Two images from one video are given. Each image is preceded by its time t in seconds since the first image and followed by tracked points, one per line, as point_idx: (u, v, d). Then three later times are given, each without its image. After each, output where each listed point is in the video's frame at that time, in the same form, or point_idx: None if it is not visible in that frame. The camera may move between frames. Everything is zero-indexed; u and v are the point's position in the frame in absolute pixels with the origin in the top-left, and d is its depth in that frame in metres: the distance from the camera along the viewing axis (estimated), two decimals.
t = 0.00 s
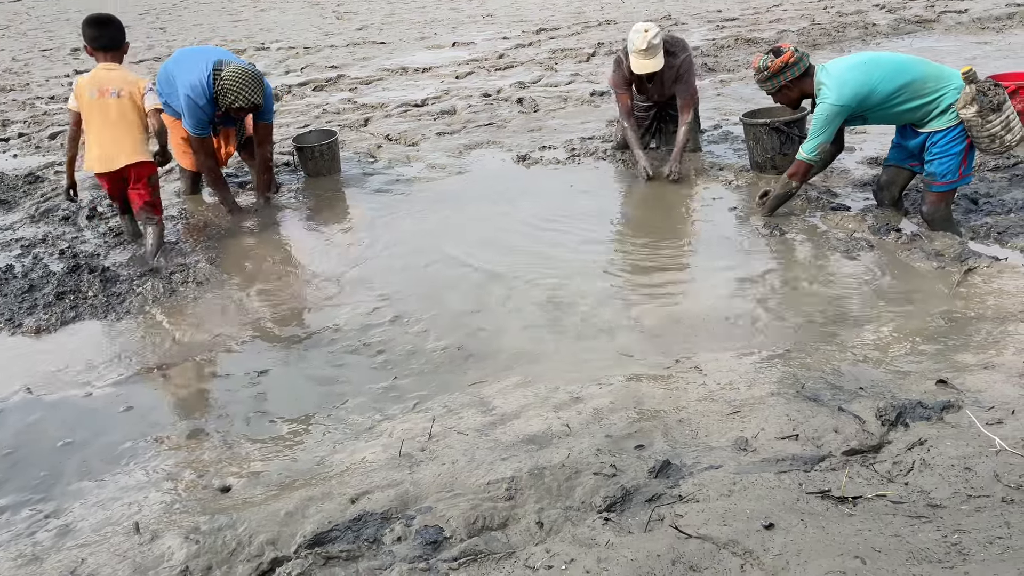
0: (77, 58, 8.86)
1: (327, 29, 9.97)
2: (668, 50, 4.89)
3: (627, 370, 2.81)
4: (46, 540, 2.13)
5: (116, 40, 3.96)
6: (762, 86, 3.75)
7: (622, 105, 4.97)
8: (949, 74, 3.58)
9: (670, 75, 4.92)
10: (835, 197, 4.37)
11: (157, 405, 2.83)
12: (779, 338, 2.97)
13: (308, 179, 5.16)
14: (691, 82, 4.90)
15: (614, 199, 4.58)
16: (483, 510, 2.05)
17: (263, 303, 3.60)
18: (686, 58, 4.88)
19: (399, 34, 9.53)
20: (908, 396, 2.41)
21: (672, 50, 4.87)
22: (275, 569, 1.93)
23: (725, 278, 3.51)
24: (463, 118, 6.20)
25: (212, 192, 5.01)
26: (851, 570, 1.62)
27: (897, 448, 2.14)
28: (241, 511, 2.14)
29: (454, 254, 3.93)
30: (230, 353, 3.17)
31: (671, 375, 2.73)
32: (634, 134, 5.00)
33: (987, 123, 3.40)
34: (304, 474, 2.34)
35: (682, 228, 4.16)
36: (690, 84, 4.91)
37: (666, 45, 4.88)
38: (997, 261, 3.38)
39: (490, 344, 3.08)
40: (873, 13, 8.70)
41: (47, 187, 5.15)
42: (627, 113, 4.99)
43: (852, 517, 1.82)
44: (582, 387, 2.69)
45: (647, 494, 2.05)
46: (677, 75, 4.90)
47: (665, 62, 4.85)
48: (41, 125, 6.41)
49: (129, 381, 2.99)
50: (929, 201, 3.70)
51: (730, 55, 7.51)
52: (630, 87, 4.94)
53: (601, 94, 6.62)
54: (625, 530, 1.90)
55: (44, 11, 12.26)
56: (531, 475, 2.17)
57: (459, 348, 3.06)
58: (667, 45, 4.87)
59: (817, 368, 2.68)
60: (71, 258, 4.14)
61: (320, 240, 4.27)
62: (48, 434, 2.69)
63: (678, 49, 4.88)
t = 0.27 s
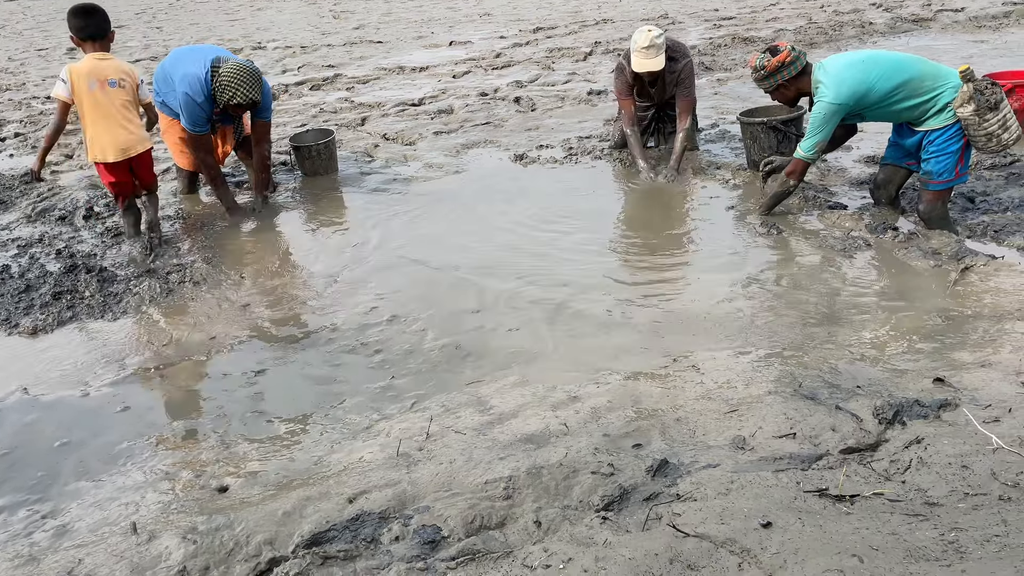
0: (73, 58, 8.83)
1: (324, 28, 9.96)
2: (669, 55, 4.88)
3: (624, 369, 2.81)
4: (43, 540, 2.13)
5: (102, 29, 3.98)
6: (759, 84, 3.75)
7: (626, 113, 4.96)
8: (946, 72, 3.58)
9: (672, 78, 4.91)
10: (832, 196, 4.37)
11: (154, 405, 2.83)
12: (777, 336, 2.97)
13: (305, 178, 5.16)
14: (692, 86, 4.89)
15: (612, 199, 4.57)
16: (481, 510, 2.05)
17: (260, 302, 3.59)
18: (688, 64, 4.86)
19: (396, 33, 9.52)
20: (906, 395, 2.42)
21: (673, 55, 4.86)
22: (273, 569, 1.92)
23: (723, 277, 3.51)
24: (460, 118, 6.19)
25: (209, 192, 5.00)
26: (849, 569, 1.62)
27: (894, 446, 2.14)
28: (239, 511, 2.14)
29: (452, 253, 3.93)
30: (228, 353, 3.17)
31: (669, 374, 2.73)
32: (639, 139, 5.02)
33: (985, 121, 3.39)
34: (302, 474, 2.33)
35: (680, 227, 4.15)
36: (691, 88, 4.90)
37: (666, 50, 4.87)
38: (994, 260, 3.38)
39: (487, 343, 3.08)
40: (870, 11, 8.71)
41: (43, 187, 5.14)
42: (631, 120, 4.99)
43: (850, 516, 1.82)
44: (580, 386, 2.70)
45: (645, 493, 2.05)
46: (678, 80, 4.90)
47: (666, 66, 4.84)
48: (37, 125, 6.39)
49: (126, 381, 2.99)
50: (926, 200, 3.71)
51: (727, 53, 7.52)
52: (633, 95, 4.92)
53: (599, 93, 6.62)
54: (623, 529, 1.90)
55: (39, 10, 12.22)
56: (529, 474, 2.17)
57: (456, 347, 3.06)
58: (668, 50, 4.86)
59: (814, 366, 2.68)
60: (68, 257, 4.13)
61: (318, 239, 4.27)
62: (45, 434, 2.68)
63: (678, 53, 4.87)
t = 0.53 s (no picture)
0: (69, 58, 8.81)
1: (321, 28, 9.94)
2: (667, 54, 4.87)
3: (621, 369, 2.81)
4: (40, 541, 2.13)
5: (110, 28, 4.11)
6: (757, 80, 3.73)
7: (624, 113, 4.95)
8: (943, 71, 3.58)
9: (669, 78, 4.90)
10: (829, 195, 4.38)
11: (151, 405, 2.83)
12: (775, 335, 2.97)
13: (302, 178, 5.15)
14: (690, 86, 4.88)
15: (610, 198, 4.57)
16: (479, 509, 2.05)
17: (257, 303, 3.58)
18: (686, 63, 4.85)
19: (393, 32, 9.51)
20: (903, 393, 2.42)
21: (672, 54, 4.85)
22: (271, 569, 1.92)
23: (720, 276, 3.51)
24: (457, 117, 6.19)
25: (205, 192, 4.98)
26: (846, 568, 1.62)
27: (892, 445, 2.15)
28: (237, 511, 2.14)
29: (450, 252, 3.92)
30: (224, 353, 3.16)
31: (666, 373, 2.74)
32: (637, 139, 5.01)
33: (982, 121, 3.41)
34: (299, 474, 2.33)
35: (678, 227, 4.15)
36: (689, 87, 4.88)
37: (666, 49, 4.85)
38: (990, 259, 3.39)
39: (485, 342, 3.08)
40: (867, 10, 8.72)
41: (40, 187, 5.12)
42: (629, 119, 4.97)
43: (847, 514, 1.83)
44: (577, 385, 2.70)
45: (643, 491, 2.05)
46: (676, 80, 4.88)
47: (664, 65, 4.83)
48: (33, 125, 6.38)
49: (123, 381, 2.98)
50: (922, 199, 3.72)
51: (724, 53, 7.52)
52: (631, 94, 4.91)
53: (596, 92, 6.62)
54: (621, 528, 1.90)
55: (35, 10, 12.18)
56: (526, 473, 2.17)
57: (454, 347, 3.06)
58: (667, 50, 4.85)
59: (811, 365, 2.68)
60: (65, 258, 4.12)
61: (316, 239, 4.27)
62: (42, 434, 2.68)
63: (677, 52, 4.86)
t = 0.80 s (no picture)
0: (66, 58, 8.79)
1: (318, 28, 9.93)
2: (666, 53, 4.91)
3: (619, 368, 2.81)
4: (38, 542, 2.12)
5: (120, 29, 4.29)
6: (756, 75, 3.71)
7: (622, 111, 4.97)
8: (942, 69, 3.58)
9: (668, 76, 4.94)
10: (826, 195, 4.38)
11: (148, 406, 2.82)
12: (772, 335, 2.98)
13: (300, 178, 5.15)
14: (688, 85, 4.93)
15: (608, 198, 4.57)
16: (477, 509, 2.05)
17: (255, 303, 3.58)
18: (684, 62, 4.90)
19: (390, 32, 9.51)
20: (900, 392, 2.43)
21: (671, 53, 4.89)
22: (269, 569, 1.92)
23: (718, 276, 3.51)
24: (455, 117, 6.19)
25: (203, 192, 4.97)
26: (844, 567, 1.62)
27: (889, 444, 2.15)
28: (234, 512, 2.13)
29: (448, 252, 3.92)
30: (222, 354, 3.16)
31: (664, 372, 2.74)
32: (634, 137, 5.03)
33: (980, 120, 3.42)
34: (297, 474, 2.33)
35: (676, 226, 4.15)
36: (687, 87, 4.93)
37: (665, 48, 4.90)
38: (987, 258, 3.40)
39: (483, 342, 3.08)
40: (864, 10, 8.73)
41: (36, 187, 5.12)
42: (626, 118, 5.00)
43: (845, 514, 1.83)
44: (575, 385, 2.70)
45: (641, 491, 2.05)
46: (675, 78, 4.93)
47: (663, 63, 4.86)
48: (30, 125, 6.37)
49: (121, 382, 2.98)
50: (920, 198, 3.72)
51: (722, 52, 7.53)
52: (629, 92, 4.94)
53: (594, 92, 6.62)
54: (619, 528, 1.90)
55: (31, 10, 12.16)
56: (525, 473, 2.17)
57: (452, 347, 3.06)
58: (665, 49, 4.89)
59: (809, 365, 2.68)
60: (62, 258, 4.11)
61: (314, 239, 4.26)
62: (39, 435, 2.67)
63: (675, 52, 4.90)
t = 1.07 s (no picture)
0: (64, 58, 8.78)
1: (316, 28, 9.93)
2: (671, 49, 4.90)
3: (617, 369, 2.81)
4: (35, 543, 2.12)
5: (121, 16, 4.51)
6: (757, 74, 3.70)
7: (621, 105, 4.97)
8: (943, 69, 3.59)
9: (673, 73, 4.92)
10: (824, 194, 4.39)
11: (146, 406, 2.82)
12: (770, 335, 2.98)
13: (298, 178, 5.14)
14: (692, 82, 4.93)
15: (606, 198, 4.58)
16: (475, 510, 2.05)
17: (252, 303, 3.58)
18: (690, 59, 4.89)
19: (388, 33, 9.51)
20: (898, 392, 2.43)
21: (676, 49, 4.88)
22: (266, 570, 1.92)
23: (715, 276, 3.51)
24: (452, 117, 6.19)
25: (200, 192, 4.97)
26: (842, 567, 1.63)
27: (887, 444, 2.15)
28: (232, 512, 2.13)
29: (446, 252, 3.92)
30: (219, 354, 3.15)
31: (662, 372, 2.74)
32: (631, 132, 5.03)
33: (979, 119, 3.42)
34: (295, 475, 2.33)
35: (674, 226, 4.16)
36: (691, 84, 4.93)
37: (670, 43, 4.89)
38: (984, 258, 3.40)
39: (480, 342, 3.08)
40: (861, 10, 8.75)
41: (34, 187, 5.11)
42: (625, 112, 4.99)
43: (842, 514, 1.83)
44: (573, 385, 2.70)
45: (639, 491, 2.05)
46: (679, 75, 4.91)
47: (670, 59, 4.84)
48: (28, 126, 6.36)
49: (118, 383, 2.97)
50: (917, 198, 3.73)
51: (719, 53, 7.53)
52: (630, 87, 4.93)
53: (591, 92, 6.62)
54: (617, 528, 1.90)
55: (29, 10, 12.15)
56: (523, 473, 2.17)
57: (450, 347, 3.06)
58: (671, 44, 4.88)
59: (807, 365, 2.69)
60: (59, 259, 4.11)
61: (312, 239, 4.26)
62: (36, 436, 2.67)
63: (681, 49, 4.90)
